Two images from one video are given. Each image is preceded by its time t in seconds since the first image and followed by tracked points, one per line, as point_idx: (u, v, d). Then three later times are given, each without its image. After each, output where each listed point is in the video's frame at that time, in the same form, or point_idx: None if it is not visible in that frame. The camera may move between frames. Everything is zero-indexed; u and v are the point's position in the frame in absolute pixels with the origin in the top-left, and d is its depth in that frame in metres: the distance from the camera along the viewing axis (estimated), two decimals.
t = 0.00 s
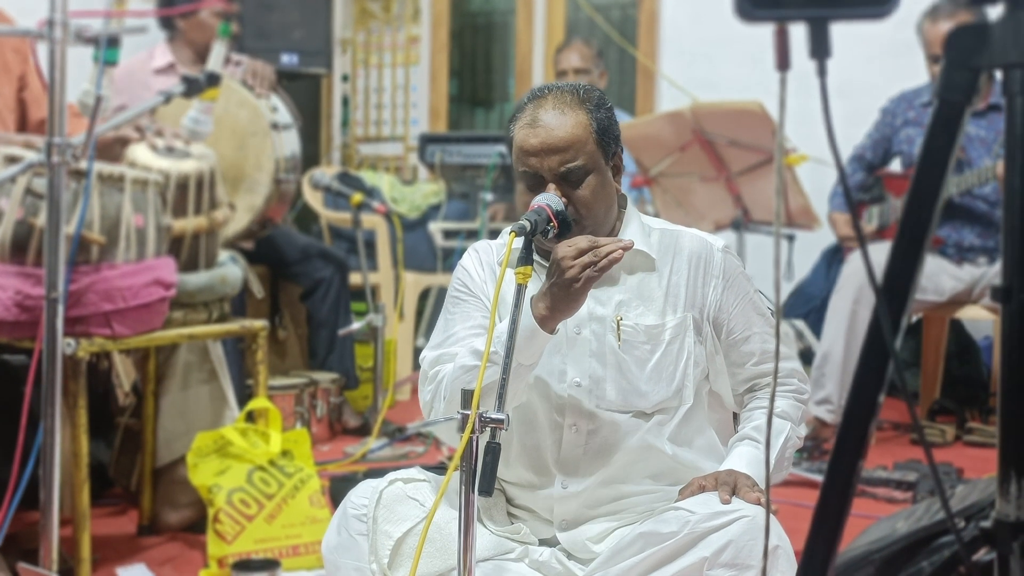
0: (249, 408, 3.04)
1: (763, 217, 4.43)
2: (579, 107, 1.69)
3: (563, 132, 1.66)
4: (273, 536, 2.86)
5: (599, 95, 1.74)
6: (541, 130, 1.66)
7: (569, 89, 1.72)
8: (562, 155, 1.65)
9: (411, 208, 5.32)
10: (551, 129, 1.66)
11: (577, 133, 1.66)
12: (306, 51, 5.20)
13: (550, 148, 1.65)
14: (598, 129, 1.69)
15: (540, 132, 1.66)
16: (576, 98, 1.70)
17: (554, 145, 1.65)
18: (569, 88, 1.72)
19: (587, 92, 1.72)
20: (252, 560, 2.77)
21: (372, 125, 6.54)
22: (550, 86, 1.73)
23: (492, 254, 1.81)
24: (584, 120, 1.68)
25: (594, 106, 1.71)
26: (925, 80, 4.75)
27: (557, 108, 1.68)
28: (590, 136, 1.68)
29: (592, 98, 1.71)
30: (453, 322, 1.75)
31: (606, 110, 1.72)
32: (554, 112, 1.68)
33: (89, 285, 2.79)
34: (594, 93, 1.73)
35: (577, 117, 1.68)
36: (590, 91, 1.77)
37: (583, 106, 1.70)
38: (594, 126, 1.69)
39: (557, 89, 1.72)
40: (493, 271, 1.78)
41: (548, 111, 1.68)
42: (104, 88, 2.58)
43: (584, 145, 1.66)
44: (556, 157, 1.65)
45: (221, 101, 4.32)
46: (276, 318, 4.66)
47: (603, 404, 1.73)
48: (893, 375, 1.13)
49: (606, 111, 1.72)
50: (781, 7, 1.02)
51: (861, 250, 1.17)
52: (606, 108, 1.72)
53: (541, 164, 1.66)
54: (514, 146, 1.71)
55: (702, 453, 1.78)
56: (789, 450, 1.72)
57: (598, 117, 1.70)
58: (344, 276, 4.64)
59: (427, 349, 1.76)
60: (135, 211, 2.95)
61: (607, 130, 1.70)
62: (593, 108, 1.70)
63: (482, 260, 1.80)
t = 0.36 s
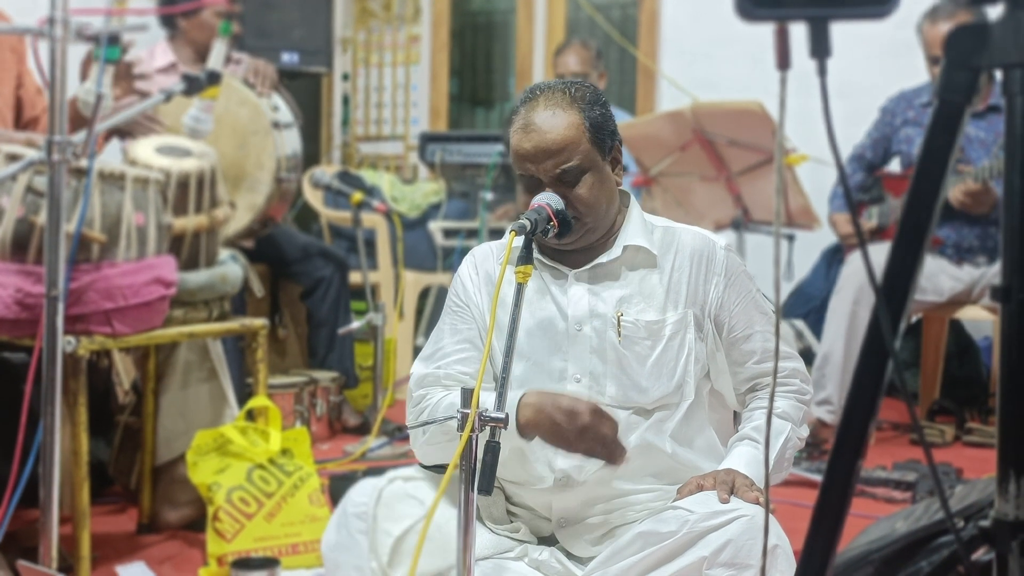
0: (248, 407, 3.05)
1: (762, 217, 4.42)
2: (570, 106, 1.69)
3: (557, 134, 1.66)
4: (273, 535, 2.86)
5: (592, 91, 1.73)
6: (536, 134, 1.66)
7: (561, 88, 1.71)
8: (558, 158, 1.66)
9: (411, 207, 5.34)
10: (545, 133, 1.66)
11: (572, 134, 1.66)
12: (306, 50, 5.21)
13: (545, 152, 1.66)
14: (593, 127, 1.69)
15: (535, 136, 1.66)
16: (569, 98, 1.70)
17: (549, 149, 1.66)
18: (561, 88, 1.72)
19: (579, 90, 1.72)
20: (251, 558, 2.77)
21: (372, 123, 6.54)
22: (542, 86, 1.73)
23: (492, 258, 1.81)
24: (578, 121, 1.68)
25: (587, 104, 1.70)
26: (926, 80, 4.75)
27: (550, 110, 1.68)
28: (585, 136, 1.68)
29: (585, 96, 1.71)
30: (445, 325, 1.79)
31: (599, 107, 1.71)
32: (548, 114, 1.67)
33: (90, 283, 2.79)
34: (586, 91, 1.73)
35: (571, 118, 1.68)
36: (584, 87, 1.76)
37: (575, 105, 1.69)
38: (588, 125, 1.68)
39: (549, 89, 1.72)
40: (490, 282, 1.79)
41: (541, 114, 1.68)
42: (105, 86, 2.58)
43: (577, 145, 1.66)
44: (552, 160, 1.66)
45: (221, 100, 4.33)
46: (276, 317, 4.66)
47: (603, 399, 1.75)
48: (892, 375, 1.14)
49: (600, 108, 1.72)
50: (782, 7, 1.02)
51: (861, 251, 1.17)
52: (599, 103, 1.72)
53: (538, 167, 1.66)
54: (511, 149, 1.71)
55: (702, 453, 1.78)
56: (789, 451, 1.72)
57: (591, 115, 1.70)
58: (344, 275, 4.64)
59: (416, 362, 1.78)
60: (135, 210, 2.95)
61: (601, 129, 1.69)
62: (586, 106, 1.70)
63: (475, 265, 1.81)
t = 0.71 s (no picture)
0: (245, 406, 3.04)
1: (761, 217, 4.41)
2: (491, 147, 1.68)
3: (487, 183, 1.66)
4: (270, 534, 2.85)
5: (511, 122, 1.71)
6: (467, 188, 1.67)
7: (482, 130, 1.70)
8: (496, 206, 1.67)
9: (410, 207, 5.24)
10: (474, 185, 1.67)
11: (500, 179, 1.66)
12: (305, 49, 5.21)
13: (481, 204, 1.67)
14: (519, 162, 1.68)
15: (467, 190, 1.67)
16: (489, 140, 1.69)
17: (484, 200, 1.67)
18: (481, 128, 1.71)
19: (500, 124, 1.71)
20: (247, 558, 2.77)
21: (372, 122, 6.34)
22: (466, 127, 1.73)
23: (480, 275, 1.89)
24: (502, 162, 1.67)
25: (508, 141, 1.68)
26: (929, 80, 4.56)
27: (474, 161, 1.68)
28: (513, 174, 1.67)
29: (505, 132, 1.69)
30: (433, 330, 1.91)
31: (522, 135, 1.70)
32: (473, 165, 1.67)
33: (87, 282, 2.79)
34: (507, 122, 1.71)
35: (494, 162, 1.67)
36: (507, 113, 1.74)
37: (496, 144, 1.68)
38: (514, 163, 1.67)
39: (471, 131, 1.72)
40: (471, 301, 1.88)
41: (467, 165, 1.68)
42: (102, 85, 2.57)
43: (505, 187, 1.66)
44: (490, 209, 1.67)
45: (221, 99, 4.33)
46: (275, 317, 4.66)
47: (593, 397, 1.75)
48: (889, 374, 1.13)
49: (524, 136, 1.70)
50: (778, 6, 1.01)
51: (858, 252, 1.18)
52: (522, 133, 1.70)
53: (480, 217, 1.68)
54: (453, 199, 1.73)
55: (704, 449, 1.78)
56: (787, 444, 1.71)
57: (515, 149, 1.68)
58: (343, 275, 4.62)
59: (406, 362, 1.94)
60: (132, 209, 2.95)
61: (527, 158, 1.68)
62: (509, 143, 1.68)
63: (462, 278, 1.90)
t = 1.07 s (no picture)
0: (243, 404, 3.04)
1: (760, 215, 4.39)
2: (466, 154, 1.66)
3: (465, 191, 1.65)
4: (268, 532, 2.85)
5: (484, 126, 1.69)
6: (444, 197, 1.66)
7: (455, 137, 1.69)
8: (475, 213, 1.65)
9: (408, 205, 5.16)
10: (452, 194, 1.65)
11: (477, 186, 1.65)
12: (304, 47, 5.16)
13: (460, 212, 1.66)
14: (495, 167, 1.66)
15: (445, 199, 1.66)
16: (462, 147, 1.67)
17: (462, 208, 1.65)
18: (453, 135, 1.69)
19: (473, 129, 1.69)
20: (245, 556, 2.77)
21: (370, 121, 6.03)
22: (437, 134, 1.70)
23: (455, 276, 1.92)
24: (479, 169, 1.66)
25: (482, 147, 1.67)
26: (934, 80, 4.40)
27: (449, 169, 1.66)
28: (490, 180, 1.66)
29: (478, 138, 1.68)
30: (413, 332, 1.95)
31: (496, 140, 1.68)
32: (448, 173, 1.66)
33: (84, 280, 2.79)
34: (479, 127, 1.70)
35: (470, 170, 1.65)
36: (477, 118, 1.72)
37: (471, 150, 1.67)
38: (490, 168, 1.66)
39: (443, 138, 1.69)
40: (449, 304, 1.91)
41: (442, 173, 1.66)
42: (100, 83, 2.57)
43: (483, 195, 1.65)
44: (470, 216, 1.66)
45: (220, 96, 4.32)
46: (274, 314, 4.59)
47: (578, 396, 1.76)
48: (887, 370, 1.13)
49: (497, 140, 1.68)
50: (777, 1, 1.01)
51: (856, 250, 1.17)
52: (495, 137, 1.68)
53: (460, 224, 1.67)
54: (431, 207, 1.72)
55: (692, 442, 1.80)
56: (775, 432, 1.73)
57: (490, 153, 1.67)
58: (342, 272, 4.66)
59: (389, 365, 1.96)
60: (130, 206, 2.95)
61: (503, 162, 1.67)
62: (483, 149, 1.67)
63: (438, 280, 1.94)
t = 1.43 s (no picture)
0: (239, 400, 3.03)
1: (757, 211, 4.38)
2: (453, 157, 1.65)
3: (452, 193, 1.63)
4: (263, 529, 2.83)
5: (470, 129, 1.68)
6: (430, 200, 1.64)
7: (441, 139, 1.67)
8: (462, 216, 1.63)
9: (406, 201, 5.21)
10: (438, 196, 1.63)
11: (464, 189, 1.63)
12: (301, 42, 5.27)
13: (447, 214, 1.64)
14: (482, 169, 1.64)
15: (430, 202, 1.64)
16: (448, 149, 1.65)
17: (449, 211, 1.63)
18: (439, 137, 1.67)
19: (459, 131, 1.68)
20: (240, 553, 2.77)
21: (367, 117, 6.00)
22: (423, 135, 1.69)
23: (443, 278, 1.87)
24: (466, 172, 1.64)
25: (468, 149, 1.65)
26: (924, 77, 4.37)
27: (435, 171, 1.64)
28: (478, 183, 1.64)
29: (465, 140, 1.66)
30: (400, 336, 1.90)
31: (484, 143, 1.67)
32: (434, 175, 1.64)
33: (79, 275, 2.78)
34: (466, 129, 1.68)
35: (457, 173, 1.64)
36: (464, 119, 1.71)
37: (458, 153, 1.65)
38: (477, 171, 1.64)
39: (429, 140, 1.68)
40: (436, 307, 1.86)
41: (428, 175, 1.64)
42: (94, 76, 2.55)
43: (470, 199, 1.63)
44: (456, 220, 1.64)
45: (215, 91, 4.33)
46: (269, 310, 4.66)
47: (570, 404, 1.76)
48: (882, 365, 1.13)
49: (485, 142, 1.67)
50: None
51: (851, 244, 1.17)
52: (482, 140, 1.67)
53: (446, 228, 1.65)
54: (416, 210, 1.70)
55: (686, 443, 1.81)
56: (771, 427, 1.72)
57: (477, 156, 1.65)
58: (338, 268, 4.62)
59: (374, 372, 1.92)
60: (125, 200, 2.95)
61: (491, 165, 1.65)
62: (470, 151, 1.65)
63: (422, 285, 1.89)
